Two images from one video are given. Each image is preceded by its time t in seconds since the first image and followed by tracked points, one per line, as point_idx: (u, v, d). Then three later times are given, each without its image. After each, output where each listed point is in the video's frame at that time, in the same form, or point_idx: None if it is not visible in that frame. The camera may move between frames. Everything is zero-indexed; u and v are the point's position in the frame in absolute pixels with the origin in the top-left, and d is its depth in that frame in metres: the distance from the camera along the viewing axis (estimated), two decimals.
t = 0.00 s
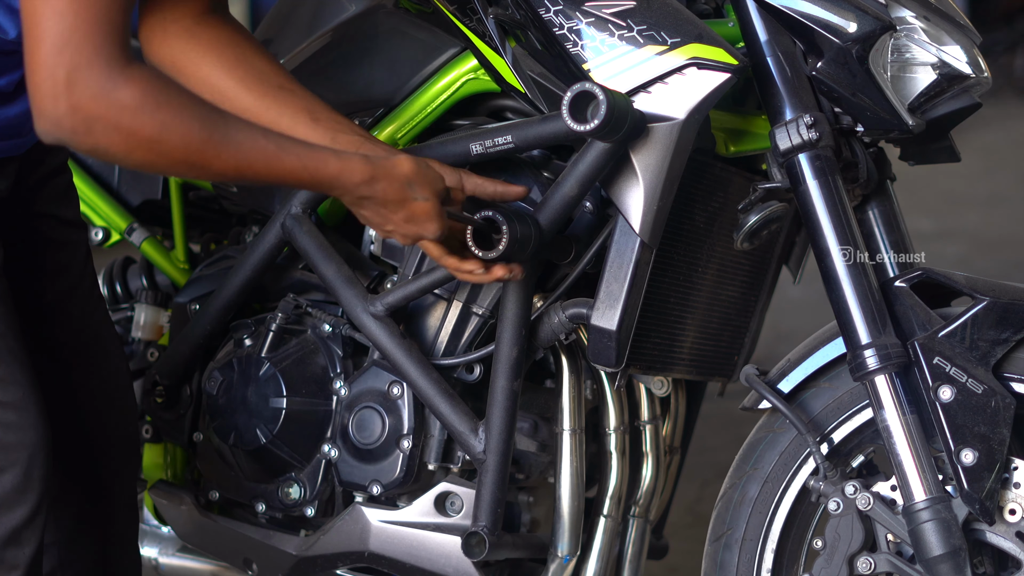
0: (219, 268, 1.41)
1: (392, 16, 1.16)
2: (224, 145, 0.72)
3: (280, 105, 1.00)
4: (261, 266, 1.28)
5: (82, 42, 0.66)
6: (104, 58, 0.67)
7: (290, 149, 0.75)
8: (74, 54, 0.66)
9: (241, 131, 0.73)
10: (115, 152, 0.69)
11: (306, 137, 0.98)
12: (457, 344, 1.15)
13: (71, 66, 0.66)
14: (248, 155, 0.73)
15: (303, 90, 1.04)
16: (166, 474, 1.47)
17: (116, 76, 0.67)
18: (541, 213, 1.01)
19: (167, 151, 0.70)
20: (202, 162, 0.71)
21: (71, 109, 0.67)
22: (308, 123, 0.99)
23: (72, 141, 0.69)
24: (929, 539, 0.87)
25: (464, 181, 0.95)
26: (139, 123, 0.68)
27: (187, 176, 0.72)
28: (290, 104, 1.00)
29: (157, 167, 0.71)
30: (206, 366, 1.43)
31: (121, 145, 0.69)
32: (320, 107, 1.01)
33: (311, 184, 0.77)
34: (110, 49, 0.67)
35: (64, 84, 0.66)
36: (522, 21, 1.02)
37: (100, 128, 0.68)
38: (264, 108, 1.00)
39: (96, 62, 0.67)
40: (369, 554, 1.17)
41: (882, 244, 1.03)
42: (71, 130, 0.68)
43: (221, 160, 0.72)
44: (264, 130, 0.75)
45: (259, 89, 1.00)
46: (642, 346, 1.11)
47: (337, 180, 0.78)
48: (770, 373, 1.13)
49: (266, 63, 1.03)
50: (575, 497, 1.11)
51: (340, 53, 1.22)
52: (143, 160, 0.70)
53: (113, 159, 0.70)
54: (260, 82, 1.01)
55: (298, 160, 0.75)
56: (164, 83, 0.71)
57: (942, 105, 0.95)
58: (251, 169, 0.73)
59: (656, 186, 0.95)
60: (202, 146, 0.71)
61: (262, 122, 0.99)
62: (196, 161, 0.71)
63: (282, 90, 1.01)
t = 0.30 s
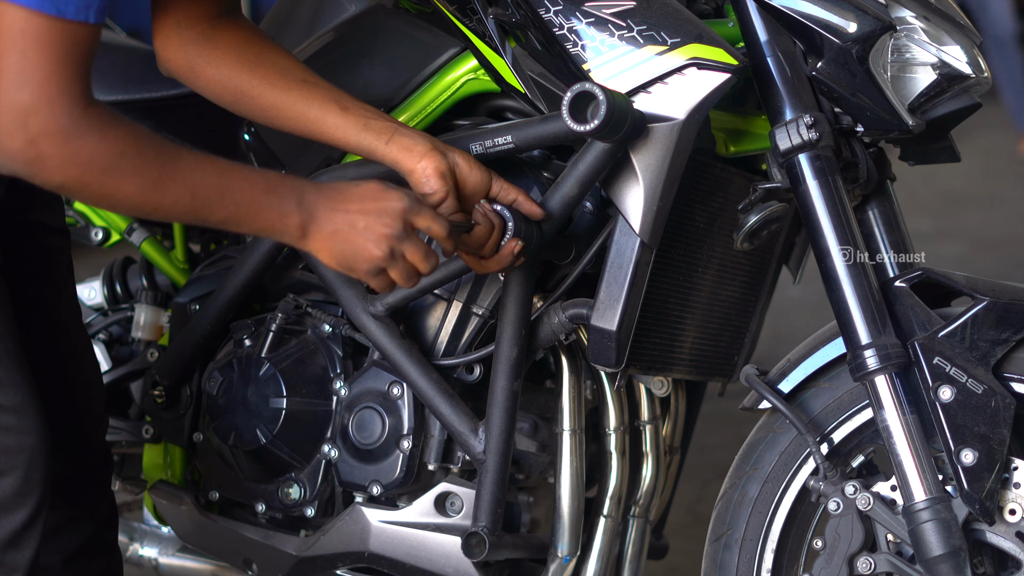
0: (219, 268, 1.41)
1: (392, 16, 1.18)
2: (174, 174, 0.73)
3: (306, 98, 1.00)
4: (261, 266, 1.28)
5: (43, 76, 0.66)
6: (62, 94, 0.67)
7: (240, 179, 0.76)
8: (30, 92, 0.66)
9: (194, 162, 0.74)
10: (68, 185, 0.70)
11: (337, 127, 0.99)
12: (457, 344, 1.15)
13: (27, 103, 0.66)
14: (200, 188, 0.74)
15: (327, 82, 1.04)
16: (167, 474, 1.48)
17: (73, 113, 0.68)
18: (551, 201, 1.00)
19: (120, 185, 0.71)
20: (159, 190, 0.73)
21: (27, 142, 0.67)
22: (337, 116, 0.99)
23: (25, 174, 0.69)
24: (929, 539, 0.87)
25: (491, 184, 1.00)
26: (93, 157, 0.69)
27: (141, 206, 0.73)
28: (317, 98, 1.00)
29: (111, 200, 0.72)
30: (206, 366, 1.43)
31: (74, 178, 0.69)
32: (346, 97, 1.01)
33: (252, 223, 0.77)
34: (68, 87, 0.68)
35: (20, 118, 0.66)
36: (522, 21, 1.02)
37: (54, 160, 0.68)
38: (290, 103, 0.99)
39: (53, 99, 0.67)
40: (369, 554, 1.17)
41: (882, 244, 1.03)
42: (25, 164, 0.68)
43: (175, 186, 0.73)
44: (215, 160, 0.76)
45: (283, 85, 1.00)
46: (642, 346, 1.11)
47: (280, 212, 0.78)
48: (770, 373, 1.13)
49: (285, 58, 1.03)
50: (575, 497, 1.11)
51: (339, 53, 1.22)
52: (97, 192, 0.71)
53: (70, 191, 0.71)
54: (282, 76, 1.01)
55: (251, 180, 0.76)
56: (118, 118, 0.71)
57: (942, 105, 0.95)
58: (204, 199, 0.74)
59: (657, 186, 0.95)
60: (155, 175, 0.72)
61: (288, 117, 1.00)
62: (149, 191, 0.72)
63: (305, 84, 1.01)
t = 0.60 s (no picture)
0: (219, 269, 1.41)
1: (391, 15, 1.18)
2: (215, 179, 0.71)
3: (304, 98, 0.99)
4: (261, 266, 1.28)
5: (89, 50, 0.63)
6: (113, 74, 0.64)
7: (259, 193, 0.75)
8: (80, 70, 0.62)
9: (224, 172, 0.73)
10: (123, 171, 0.65)
11: (335, 126, 0.98)
12: (457, 345, 1.15)
13: (79, 80, 0.62)
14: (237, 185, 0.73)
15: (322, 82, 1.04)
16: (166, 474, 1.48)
17: (123, 98, 0.65)
18: (551, 200, 1.00)
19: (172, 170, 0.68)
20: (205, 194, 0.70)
21: (80, 121, 0.63)
22: (335, 114, 0.98)
23: (73, 161, 0.64)
24: (929, 539, 0.87)
25: (491, 180, 0.99)
26: (142, 144, 0.66)
27: (184, 208, 0.69)
28: (315, 98, 1.00)
29: (161, 191, 0.68)
30: (205, 366, 1.43)
31: (126, 163, 0.65)
32: (344, 96, 1.01)
33: (274, 249, 0.75)
34: (116, 68, 0.65)
35: (71, 97, 0.62)
36: (522, 21, 1.02)
37: (108, 139, 0.64)
38: (288, 103, 0.99)
39: (104, 77, 0.64)
40: (368, 554, 1.17)
41: (882, 244, 1.03)
42: (76, 147, 0.63)
43: (216, 191, 0.71)
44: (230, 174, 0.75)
45: (282, 87, 1.00)
46: (642, 346, 1.11)
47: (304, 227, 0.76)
48: (770, 373, 1.13)
49: (280, 58, 1.03)
50: (575, 497, 1.11)
51: (339, 53, 1.22)
52: (151, 178, 0.67)
53: (116, 182, 0.66)
54: (281, 77, 1.00)
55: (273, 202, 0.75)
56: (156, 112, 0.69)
57: (942, 105, 0.95)
58: (240, 206, 0.73)
59: (656, 186, 0.95)
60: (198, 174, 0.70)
61: (288, 116, 0.99)
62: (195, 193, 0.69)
63: (303, 84, 1.01)
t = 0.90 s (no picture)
0: (219, 269, 1.41)
1: (392, 16, 1.17)
2: (212, 157, 0.70)
3: (306, 98, 1.00)
4: (260, 267, 1.28)
5: (72, 57, 0.64)
6: (92, 77, 0.65)
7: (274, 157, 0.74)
8: (61, 74, 0.64)
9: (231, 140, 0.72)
10: (105, 172, 0.67)
11: (337, 125, 0.99)
12: (457, 345, 1.15)
13: (58, 86, 0.64)
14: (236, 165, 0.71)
15: (323, 81, 1.04)
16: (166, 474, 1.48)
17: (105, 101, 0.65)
18: (551, 200, 1.00)
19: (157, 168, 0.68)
20: (193, 173, 0.70)
21: (60, 126, 0.64)
22: (336, 116, 0.99)
23: (61, 164, 0.66)
24: (929, 539, 0.87)
25: (491, 180, 0.98)
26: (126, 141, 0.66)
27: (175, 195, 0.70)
28: (317, 98, 1.00)
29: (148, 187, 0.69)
30: (205, 366, 1.43)
31: (111, 163, 0.67)
32: (345, 96, 1.02)
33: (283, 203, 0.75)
34: (98, 73, 0.65)
35: (50, 103, 0.64)
36: (521, 21, 1.02)
37: (89, 144, 0.65)
38: (290, 103, 0.99)
39: (82, 83, 0.64)
40: (368, 555, 1.17)
41: (882, 244, 1.03)
42: (61, 151, 0.65)
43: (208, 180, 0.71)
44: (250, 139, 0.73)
45: (285, 87, 1.00)
46: (642, 346, 1.11)
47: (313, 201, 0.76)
48: (770, 373, 1.13)
49: (284, 61, 1.03)
50: (575, 497, 1.11)
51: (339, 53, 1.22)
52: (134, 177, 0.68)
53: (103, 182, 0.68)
54: (282, 78, 1.01)
55: (291, 159, 0.74)
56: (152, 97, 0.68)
57: (942, 105, 0.95)
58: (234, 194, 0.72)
59: (656, 186, 0.95)
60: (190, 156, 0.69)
61: (289, 116, 1.00)
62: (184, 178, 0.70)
63: (306, 85, 1.01)
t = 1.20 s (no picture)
0: (219, 269, 1.41)
1: (392, 16, 1.18)
2: (183, 163, 0.71)
3: (308, 96, 1.00)
4: (260, 267, 1.28)
5: (56, 39, 0.64)
6: (79, 66, 0.65)
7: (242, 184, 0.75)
8: (45, 57, 0.63)
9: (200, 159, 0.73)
10: (78, 157, 0.66)
11: (339, 122, 0.99)
12: (457, 345, 1.15)
13: (42, 67, 0.63)
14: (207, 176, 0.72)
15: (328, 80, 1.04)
16: (167, 474, 1.48)
17: (85, 87, 0.65)
18: (552, 198, 1.00)
19: (133, 156, 0.68)
20: (165, 175, 0.69)
21: (38, 105, 0.63)
22: (337, 112, 0.99)
23: (30, 144, 0.64)
24: (929, 539, 0.87)
25: (492, 180, 0.99)
26: (103, 129, 0.66)
27: (144, 194, 0.69)
28: (319, 95, 1.00)
29: (119, 177, 0.67)
30: (205, 366, 1.43)
31: (83, 149, 0.65)
32: (347, 93, 1.01)
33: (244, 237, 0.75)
34: (81, 58, 0.65)
35: (31, 82, 0.63)
36: (522, 21, 1.02)
37: (65, 125, 0.64)
38: (293, 102, 0.99)
39: (69, 68, 0.64)
40: (368, 555, 1.17)
41: (882, 244, 1.03)
42: (33, 131, 0.64)
43: (183, 177, 0.70)
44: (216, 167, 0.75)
45: (287, 85, 1.00)
46: (642, 346, 1.11)
47: (280, 219, 0.76)
48: (770, 373, 1.13)
49: (287, 58, 1.03)
50: (575, 497, 1.11)
51: (339, 53, 1.22)
52: (107, 163, 0.67)
53: (74, 167, 0.66)
54: (285, 76, 1.01)
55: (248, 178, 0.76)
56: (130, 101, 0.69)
57: (942, 105, 0.95)
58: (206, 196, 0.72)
59: (656, 186, 0.95)
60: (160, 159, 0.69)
61: (292, 114, 1.00)
62: (156, 176, 0.69)
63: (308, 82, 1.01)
